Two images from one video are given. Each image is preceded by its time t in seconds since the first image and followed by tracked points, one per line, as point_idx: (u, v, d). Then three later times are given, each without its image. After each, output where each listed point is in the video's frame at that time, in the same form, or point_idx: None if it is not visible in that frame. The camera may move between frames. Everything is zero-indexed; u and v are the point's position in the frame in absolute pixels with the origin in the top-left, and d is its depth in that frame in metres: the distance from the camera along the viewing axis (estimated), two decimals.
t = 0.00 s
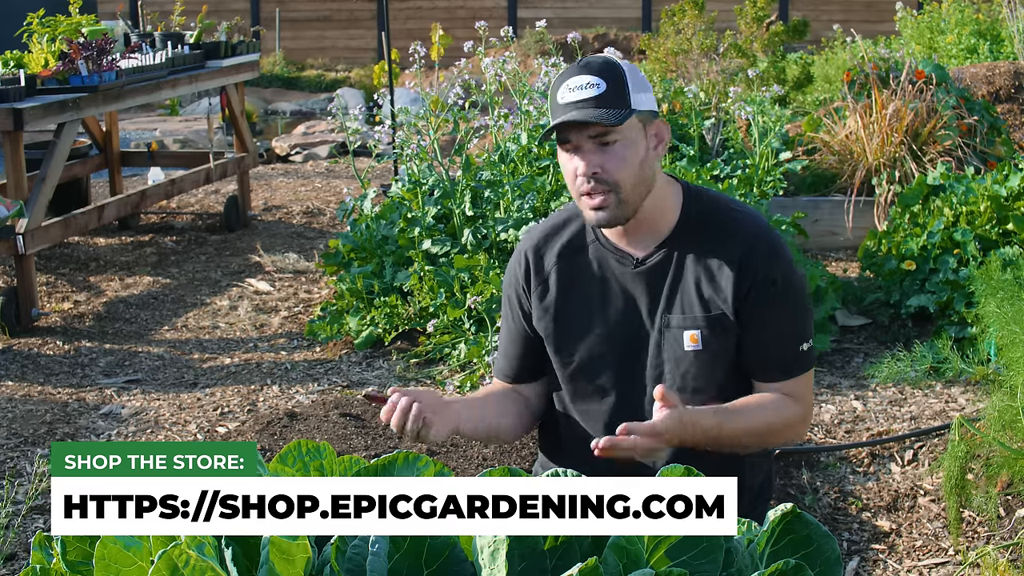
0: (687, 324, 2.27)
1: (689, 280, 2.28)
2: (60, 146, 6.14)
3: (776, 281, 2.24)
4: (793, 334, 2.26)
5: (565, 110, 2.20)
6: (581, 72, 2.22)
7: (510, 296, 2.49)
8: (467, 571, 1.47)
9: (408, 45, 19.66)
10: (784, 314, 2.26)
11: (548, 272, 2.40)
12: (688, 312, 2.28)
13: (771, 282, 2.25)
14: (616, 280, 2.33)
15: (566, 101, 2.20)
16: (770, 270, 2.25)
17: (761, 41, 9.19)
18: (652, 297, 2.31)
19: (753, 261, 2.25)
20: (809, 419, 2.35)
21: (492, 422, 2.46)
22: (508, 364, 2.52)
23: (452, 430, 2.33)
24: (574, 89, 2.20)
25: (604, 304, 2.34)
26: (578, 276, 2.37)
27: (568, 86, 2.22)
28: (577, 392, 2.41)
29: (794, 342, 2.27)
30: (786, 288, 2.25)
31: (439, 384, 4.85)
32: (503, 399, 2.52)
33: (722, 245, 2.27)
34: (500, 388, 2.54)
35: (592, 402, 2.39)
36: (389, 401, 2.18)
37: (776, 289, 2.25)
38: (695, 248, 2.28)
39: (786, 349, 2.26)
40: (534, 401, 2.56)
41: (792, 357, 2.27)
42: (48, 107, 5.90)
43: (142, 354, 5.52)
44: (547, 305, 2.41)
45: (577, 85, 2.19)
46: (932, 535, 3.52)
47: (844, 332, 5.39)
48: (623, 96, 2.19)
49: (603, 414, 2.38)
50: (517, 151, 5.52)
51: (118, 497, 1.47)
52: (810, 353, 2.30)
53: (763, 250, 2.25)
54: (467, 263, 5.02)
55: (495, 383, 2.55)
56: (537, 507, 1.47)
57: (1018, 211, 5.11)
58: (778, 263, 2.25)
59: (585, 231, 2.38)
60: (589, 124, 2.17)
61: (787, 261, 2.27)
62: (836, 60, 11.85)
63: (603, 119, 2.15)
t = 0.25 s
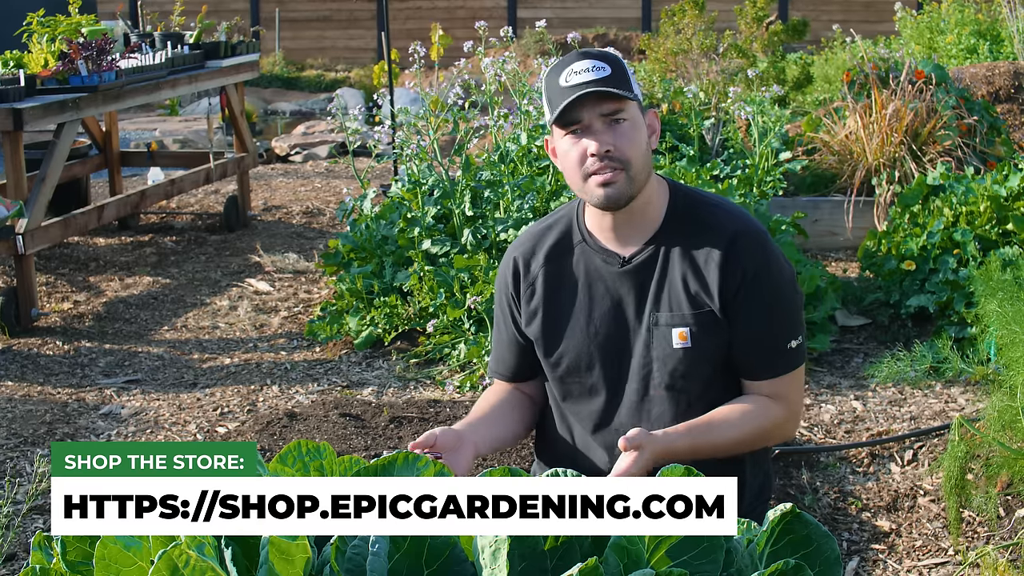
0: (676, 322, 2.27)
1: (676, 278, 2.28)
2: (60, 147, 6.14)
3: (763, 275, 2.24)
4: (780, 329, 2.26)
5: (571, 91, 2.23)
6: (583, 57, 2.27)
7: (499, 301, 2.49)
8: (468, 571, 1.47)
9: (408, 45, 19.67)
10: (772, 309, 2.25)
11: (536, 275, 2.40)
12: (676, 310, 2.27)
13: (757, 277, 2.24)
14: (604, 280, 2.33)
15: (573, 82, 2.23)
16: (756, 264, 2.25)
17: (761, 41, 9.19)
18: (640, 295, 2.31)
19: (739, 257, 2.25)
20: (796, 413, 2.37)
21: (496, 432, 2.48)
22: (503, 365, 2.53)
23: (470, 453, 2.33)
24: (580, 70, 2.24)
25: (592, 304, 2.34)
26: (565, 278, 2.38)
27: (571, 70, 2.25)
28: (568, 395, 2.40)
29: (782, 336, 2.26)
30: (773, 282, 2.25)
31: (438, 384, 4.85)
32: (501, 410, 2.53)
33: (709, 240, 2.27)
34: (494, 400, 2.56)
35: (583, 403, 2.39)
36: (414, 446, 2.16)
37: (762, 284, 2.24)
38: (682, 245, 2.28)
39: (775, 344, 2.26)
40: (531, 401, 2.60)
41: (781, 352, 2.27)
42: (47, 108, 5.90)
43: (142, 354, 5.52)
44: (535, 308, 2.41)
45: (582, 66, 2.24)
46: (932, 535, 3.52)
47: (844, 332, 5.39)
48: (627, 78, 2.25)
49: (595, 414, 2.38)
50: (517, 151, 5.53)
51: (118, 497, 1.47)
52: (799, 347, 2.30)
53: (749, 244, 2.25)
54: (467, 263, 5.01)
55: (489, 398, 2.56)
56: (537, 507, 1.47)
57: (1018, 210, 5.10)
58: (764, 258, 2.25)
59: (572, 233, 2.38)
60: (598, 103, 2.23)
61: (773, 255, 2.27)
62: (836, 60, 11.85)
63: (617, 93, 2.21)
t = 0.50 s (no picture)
0: (677, 323, 2.27)
1: (677, 279, 2.28)
2: (59, 147, 6.14)
3: (763, 276, 2.24)
4: (781, 329, 2.26)
5: (574, 89, 2.23)
6: (586, 56, 2.27)
7: (499, 303, 2.49)
8: (467, 571, 1.47)
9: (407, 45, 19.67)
10: (772, 309, 2.25)
11: (536, 277, 2.40)
12: (677, 311, 2.27)
13: (758, 277, 2.24)
14: (604, 281, 2.33)
15: (576, 79, 2.24)
16: (756, 265, 2.25)
17: (760, 41, 9.20)
18: (640, 297, 2.31)
19: (739, 257, 2.25)
20: (800, 412, 2.38)
21: (501, 435, 2.48)
22: (504, 366, 2.53)
23: (480, 459, 2.35)
24: (582, 69, 2.25)
25: (593, 305, 2.34)
26: (566, 280, 2.38)
27: (574, 68, 2.26)
28: (568, 397, 2.40)
29: (783, 337, 2.26)
30: (773, 283, 2.25)
31: (438, 384, 4.85)
32: (506, 411, 2.54)
33: (710, 241, 2.27)
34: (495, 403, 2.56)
35: (584, 404, 2.39)
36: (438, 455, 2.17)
37: (762, 284, 2.24)
38: (683, 246, 2.28)
39: (776, 344, 2.26)
40: (532, 402, 2.60)
41: (782, 354, 2.27)
42: (47, 108, 5.89)
43: (142, 354, 5.52)
44: (535, 310, 2.41)
45: (585, 66, 2.25)
46: (931, 535, 3.52)
47: (843, 332, 5.39)
48: (630, 77, 2.25)
49: (596, 415, 2.38)
50: (517, 151, 5.53)
51: (118, 497, 1.47)
52: (799, 347, 2.30)
53: (749, 244, 2.25)
54: (466, 263, 5.01)
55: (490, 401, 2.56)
56: (538, 507, 1.47)
57: (1017, 210, 5.11)
58: (764, 258, 2.25)
59: (572, 234, 2.38)
60: (602, 100, 2.24)
61: (774, 256, 2.27)
62: (835, 60, 11.86)
63: (619, 92, 2.22)
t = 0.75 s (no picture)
0: (678, 323, 2.26)
1: (679, 279, 2.28)
2: (59, 147, 6.14)
3: (765, 277, 2.24)
4: (782, 331, 2.26)
5: (578, 87, 2.23)
6: (591, 54, 2.27)
7: (500, 301, 2.49)
8: (467, 571, 1.46)
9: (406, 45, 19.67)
10: (774, 311, 2.25)
11: (538, 276, 2.40)
12: (679, 311, 2.27)
13: (760, 278, 2.24)
14: (606, 280, 2.33)
15: (580, 78, 2.23)
16: (758, 266, 2.24)
17: (759, 41, 9.20)
18: (642, 296, 2.30)
19: (741, 258, 2.24)
20: (799, 413, 2.38)
21: (499, 433, 2.47)
22: (504, 364, 2.54)
23: (482, 455, 2.34)
24: (587, 68, 2.24)
25: (594, 304, 2.34)
26: (567, 278, 2.38)
27: (579, 66, 2.25)
28: (569, 396, 2.40)
29: (784, 338, 2.26)
30: (775, 284, 2.25)
31: (437, 384, 4.85)
32: (506, 408, 2.54)
33: (712, 241, 2.26)
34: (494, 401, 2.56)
35: (584, 404, 2.39)
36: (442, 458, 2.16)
37: (764, 286, 2.24)
38: (685, 246, 2.28)
39: (776, 345, 2.26)
40: (532, 401, 2.60)
41: (782, 355, 2.27)
42: (46, 108, 5.89)
43: (141, 354, 5.52)
44: (536, 308, 2.40)
45: (590, 64, 2.24)
46: (931, 536, 3.52)
47: (843, 332, 5.39)
48: (634, 75, 2.25)
49: (596, 415, 2.38)
50: (516, 151, 5.52)
51: (118, 497, 1.47)
52: (800, 348, 2.30)
53: (752, 245, 2.25)
54: (466, 263, 5.01)
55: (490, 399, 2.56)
56: (538, 507, 1.47)
57: (1016, 211, 5.11)
58: (766, 260, 2.25)
59: (574, 233, 2.38)
60: (606, 99, 2.24)
61: (776, 257, 2.27)
62: (834, 60, 11.86)
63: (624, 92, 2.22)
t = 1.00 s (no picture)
0: (679, 324, 2.26)
1: (680, 279, 2.28)
2: (58, 147, 6.14)
3: (766, 278, 2.24)
4: (782, 332, 2.26)
5: (581, 87, 2.23)
6: (594, 54, 2.27)
7: (501, 300, 2.49)
8: (466, 572, 1.46)
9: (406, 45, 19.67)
10: (775, 312, 2.25)
11: (539, 275, 2.41)
12: (680, 312, 2.27)
13: (761, 279, 2.24)
14: (607, 280, 2.33)
15: (584, 78, 2.23)
16: (759, 267, 2.24)
17: (759, 41, 9.20)
18: (642, 296, 2.30)
19: (742, 259, 2.24)
20: (799, 416, 2.37)
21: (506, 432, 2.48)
22: (504, 363, 2.54)
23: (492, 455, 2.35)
24: (591, 68, 2.24)
25: (595, 304, 2.34)
26: (568, 278, 2.38)
27: (583, 65, 2.25)
28: (569, 396, 2.40)
29: (785, 339, 2.26)
30: (777, 285, 2.25)
31: (437, 384, 4.85)
32: (507, 408, 2.54)
33: (713, 241, 2.26)
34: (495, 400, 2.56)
35: (584, 403, 2.39)
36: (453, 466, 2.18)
37: (765, 287, 2.24)
38: (687, 247, 2.28)
39: (777, 346, 2.26)
40: (532, 398, 2.60)
41: (783, 356, 2.27)
42: (46, 108, 5.89)
43: (141, 353, 5.52)
44: (537, 307, 2.41)
45: (594, 64, 2.24)
46: (930, 536, 3.52)
47: (842, 332, 5.39)
48: (637, 76, 2.25)
49: (595, 415, 2.38)
50: (516, 152, 5.51)
51: (118, 497, 1.47)
52: (801, 350, 2.30)
53: (753, 246, 2.25)
54: (465, 263, 5.01)
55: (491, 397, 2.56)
56: (538, 507, 1.47)
57: (1016, 210, 5.11)
58: (767, 261, 2.25)
59: (576, 232, 2.38)
60: (609, 99, 2.24)
61: (777, 259, 2.27)
62: (834, 60, 11.87)
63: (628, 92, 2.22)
